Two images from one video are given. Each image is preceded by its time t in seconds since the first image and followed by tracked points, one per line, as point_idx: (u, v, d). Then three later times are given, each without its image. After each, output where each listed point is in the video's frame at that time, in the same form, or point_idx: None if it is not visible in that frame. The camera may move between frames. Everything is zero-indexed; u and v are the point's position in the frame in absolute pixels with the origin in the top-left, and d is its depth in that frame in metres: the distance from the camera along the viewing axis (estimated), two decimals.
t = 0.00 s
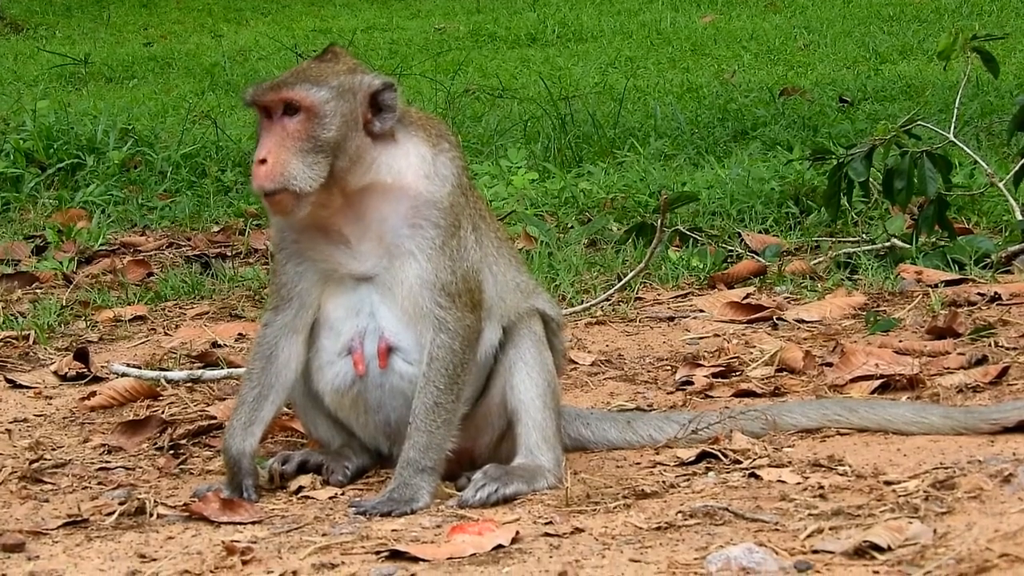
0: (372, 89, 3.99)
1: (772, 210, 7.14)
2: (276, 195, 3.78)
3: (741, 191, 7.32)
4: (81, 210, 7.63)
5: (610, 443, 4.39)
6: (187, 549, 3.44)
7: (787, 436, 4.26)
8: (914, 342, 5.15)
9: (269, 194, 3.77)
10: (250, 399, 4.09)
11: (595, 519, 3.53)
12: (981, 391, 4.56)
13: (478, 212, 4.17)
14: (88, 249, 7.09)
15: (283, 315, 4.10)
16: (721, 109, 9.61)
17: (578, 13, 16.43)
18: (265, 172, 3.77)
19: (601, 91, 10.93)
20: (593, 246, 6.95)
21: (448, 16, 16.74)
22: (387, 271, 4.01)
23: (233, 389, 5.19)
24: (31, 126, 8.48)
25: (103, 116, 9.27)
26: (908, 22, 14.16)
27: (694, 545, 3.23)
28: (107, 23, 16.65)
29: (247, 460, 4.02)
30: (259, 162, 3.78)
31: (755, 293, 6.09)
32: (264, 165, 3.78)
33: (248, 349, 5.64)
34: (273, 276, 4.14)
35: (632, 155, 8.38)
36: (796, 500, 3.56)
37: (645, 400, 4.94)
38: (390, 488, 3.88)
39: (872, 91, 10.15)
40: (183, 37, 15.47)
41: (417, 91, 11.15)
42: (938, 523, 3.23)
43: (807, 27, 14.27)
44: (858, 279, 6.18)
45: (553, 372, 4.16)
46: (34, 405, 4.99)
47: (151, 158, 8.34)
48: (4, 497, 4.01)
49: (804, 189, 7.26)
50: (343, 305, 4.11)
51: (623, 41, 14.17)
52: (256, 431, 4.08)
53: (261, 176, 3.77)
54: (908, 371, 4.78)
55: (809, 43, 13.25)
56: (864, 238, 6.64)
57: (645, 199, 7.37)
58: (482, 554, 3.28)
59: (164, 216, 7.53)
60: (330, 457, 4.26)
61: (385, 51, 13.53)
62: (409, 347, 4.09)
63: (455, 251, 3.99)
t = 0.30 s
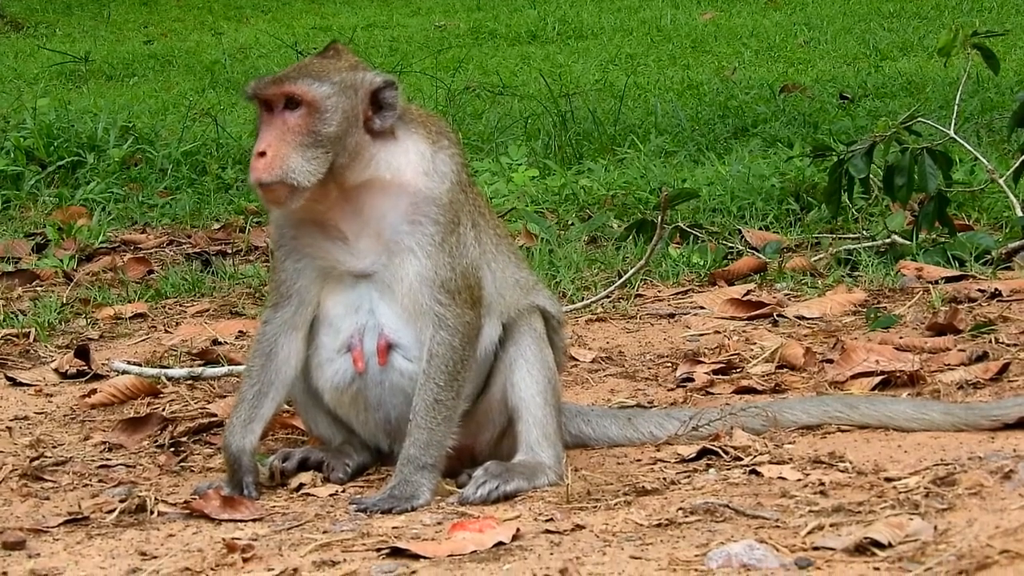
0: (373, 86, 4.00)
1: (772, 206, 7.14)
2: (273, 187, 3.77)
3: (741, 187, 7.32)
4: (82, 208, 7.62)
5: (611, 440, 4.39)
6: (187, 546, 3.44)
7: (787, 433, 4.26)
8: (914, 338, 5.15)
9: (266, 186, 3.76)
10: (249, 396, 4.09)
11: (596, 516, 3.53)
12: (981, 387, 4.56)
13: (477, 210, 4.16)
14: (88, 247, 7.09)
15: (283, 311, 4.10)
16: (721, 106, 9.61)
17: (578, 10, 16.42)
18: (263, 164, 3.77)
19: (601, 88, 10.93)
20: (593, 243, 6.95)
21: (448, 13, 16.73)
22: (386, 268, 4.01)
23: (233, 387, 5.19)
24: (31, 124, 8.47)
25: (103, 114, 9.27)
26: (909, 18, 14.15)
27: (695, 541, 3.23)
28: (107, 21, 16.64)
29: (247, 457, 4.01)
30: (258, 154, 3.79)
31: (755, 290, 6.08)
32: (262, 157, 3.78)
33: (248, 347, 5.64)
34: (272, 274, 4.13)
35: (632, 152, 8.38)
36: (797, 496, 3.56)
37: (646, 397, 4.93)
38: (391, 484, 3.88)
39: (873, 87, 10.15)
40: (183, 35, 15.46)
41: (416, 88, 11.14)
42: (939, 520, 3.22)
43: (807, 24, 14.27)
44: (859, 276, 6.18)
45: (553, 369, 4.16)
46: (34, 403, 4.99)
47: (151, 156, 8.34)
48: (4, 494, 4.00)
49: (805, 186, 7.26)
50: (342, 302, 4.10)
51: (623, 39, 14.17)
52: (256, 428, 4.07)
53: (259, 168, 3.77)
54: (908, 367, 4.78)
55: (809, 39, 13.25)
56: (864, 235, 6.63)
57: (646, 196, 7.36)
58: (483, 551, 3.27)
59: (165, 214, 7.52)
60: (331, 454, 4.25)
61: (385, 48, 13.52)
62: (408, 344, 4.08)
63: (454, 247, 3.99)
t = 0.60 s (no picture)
0: (372, 84, 4.00)
1: (772, 204, 7.14)
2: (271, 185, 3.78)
3: (740, 185, 7.31)
4: (81, 205, 7.62)
5: (610, 438, 4.39)
6: (186, 544, 3.44)
7: (786, 431, 4.26)
8: (913, 336, 5.15)
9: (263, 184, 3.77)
10: (247, 394, 4.09)
11: (594, 514, 3.53)
12: (980, 386, 4.56)
13: (475, 207, 4.16)
14: (87, 245, 7.08)
15: (281, 309, 4.10)
16: (721, 104, 9.60)
17: (578, 8, 16.40)
18: (263, 162, 3.77)
19: (600, 86, 10.92)
20: (592, 241, 6.95)
21: (448, 10, 16.72)
22: (384, 266, 4.01)
23: (232, 384, 5.18)
24: (30, 121, 8.47)
25: (102, 111, 9.26)
26: (908, 16, 14.14)
27: (693, 539, 3.23)
28: (107, 18, 16.63)
29: (245, 455, 4.01)
30: (257, 152, 3.79)
31: (754, 288, 6.08)
32: (260, 155, 3.79)
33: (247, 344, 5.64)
34: (270, 272, 4.13)
35: (631, 150, 8.38)
36: (796, 494, 3.56)
37: (645, 394, 4.94)
38: (389, 482, 3.88)
39: (872, 85, 10.14)
40: (182, 33, 15.45)
41: (416, 85, 11.14)
42: (937, 518, 3.23)
43: (807, 22, 14.26)
44: (858, 274, 6.18)
45: (552, 367, 4.16)
46: (33, 400, 4.99)
47: (151, 153, 8.34)
48: (3, 492, 4.00)
49: (804, 183, 7.26)
50: (340, 300, 4.10)
51: (623, 36, 14.16)
52: (254, 426, 4.08)
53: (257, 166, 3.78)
54: (907, 365, 4.78)
55: (809, 37, 13.24)
56: (863, 233, 6.64)
57: (645, 194, 7.36)
58: (481, 549, 3.27)
59: (164, 212, 7.52)
60: (329, 451, 4.25)
61: (384, 46, 13.51)
62: (406, 342, 4.08)
63: (453, 245, 3.99)
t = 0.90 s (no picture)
0: (371, 83, 3.99)
1: (770, 202, 7.14)
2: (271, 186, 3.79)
3: (739, 183, 7.31)
4: (79, 203, 7.62)
5: (607, 435, 4.39)
6: (183, 541, 3.44)
7: (784, 429, 4.26)
8: (911, 334, 5.15)
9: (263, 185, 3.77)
10: (245, 391, 4.09)
11: (592, 511, 3.53)
12: (978, 383, 4.56)
13: (474, 204, 4.16)
14: (86, 242, 7.08)
15: (279, 307, 4.09)
16: (719, 102, 9.60)
17: (577, 6, 16.40)
18: (263, 162, 3.77)
19: (599, 83, 10.92)
20: (591, 239, 6.95)
21: (447, 8, 16.72)
22: (383, 264, 4.01)
23: (230, 382, 5.18)
24: (29, 119, 8.46)
25: (101, 109, 9.26)
26: (907, 14, 14.14)
27: (691, 537, 3.23)
28: (106, 16, 16.63)
29: (243, 453, 4.01)
30: (256, 153, 3.79)
31: (753, 286, 6.08)
32: (259, 157, 3.78)
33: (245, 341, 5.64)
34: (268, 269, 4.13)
35: (630, 147, 8.38)
36: (793, 492, 3.56)
37: (643, 392, 4.94)
38: (387, 480, 3.87)
39: (871, 83, 10.14)
40: (181, 30, 15.44)
41: (415, 83, 11.14)
42: (935, 515, 3.23)
43: (806, 20, 14.26)
44: (856, 272, 6.18)
45: (550, 365, 4.16)
46: (31, 398, 4.98)
47: (149, 150, 8.33)
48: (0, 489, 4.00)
49: (803, 181, 7.26)
50: (339, 297, 4.10)
51: (622, 34, 14.16)
52: (252, 424, 4.07)
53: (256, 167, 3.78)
54: (905, 363, 4.78)
55: (808, 35, 13.24)
56: (862, 230, 6.64)
57: (643, 192, 7.36)
58: (479, 546, 3.27)
59: (163, 209, 7.52)
60: (327, 449, 4.25)
61: (383, 44, 13.51)
62: (404, 339, 4.09)
63: (451, 243, 3.98)
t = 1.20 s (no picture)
0: (370, 79, 3.99)
1: (770, 199, 7.14)
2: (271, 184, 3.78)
3: (738, 180, 7.31)
4: (79, 199, 7.61)
5: (606, 432, 4.39)
6: (183, 537, 3.44)
7: (783, 425, 4.26)
8: (910, 331, 5.16)
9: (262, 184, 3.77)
10: (244, 387, 4.09)
11: (591, 508, 3.53)
12: (978, 380, 4.56)
13: (473, 200, 4.16)
14: (85, 238, 7.08)
15: (279, 303, 4.09)
16: (719, 99, 9.60)
17: (577, 3, 16.39)
18: (262, 160, 3.77)
19: (598, 81, 10.92)
20: (590, 235, 6.95)
21: (446, 5, 16.71)
22: (382, 260, 4.01)
23: (229, 378, 5.18)
24: (28, 115, 8.46)
25: (101, 106, 9.25)
26: (907, 11, 14.14)
27: (690, 533, 3.23)
28: (105, 12, 16.62)
29: (242, 449, 4.01)
30: (256, 151, 3.79)
31: (752, 283, 6.08)
32: (259, 155, 3.78)
33: (245, 338, 5.64)
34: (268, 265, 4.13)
35: (629, 144, 8.38)
36: (793, 488, 3.56)
37: (643, 388, 4.94)
38: (387, 476, 3.87)
39: (871, 81, 10.14)
40: (180, 27, 15.43)
41: (414, 80, 11.13)
42: (935, 512, 3.23)
43: (806, 17, 14.25)
44: (856, 268, 6.18)
45: (550, 361, 4.16)
46: (30, 394, 4.98)
47: (149, 147, 8.33)
48: None
49: (802, 178, 7.26)
50: (338, 293, 4.10)
51: (621, 31, 14.15)
52: (251, 420, 4.07)
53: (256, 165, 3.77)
54: (904, 360, 4.78)
55: (808, 33, 13.24)
56: (861, 227, 6.64)
57: (643, 188, 7.35)
58: (479, 543, 3.27)
59: (162, 206, 7.51)
60: (327, 445, 4.25)
61: (382, 41, 13.50)
62: (403, 335, 4.08)
63: (450, 239, 3.98)
